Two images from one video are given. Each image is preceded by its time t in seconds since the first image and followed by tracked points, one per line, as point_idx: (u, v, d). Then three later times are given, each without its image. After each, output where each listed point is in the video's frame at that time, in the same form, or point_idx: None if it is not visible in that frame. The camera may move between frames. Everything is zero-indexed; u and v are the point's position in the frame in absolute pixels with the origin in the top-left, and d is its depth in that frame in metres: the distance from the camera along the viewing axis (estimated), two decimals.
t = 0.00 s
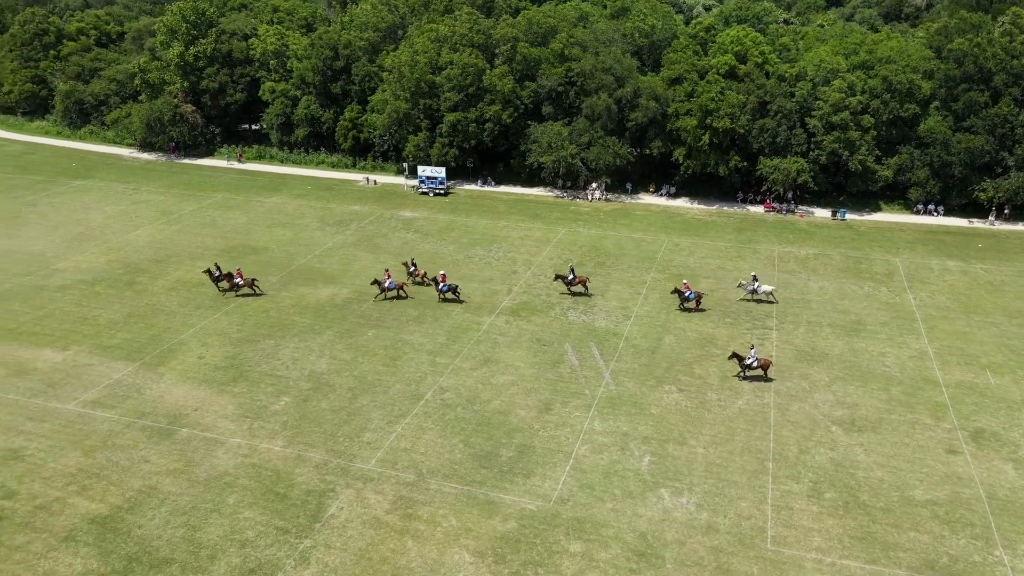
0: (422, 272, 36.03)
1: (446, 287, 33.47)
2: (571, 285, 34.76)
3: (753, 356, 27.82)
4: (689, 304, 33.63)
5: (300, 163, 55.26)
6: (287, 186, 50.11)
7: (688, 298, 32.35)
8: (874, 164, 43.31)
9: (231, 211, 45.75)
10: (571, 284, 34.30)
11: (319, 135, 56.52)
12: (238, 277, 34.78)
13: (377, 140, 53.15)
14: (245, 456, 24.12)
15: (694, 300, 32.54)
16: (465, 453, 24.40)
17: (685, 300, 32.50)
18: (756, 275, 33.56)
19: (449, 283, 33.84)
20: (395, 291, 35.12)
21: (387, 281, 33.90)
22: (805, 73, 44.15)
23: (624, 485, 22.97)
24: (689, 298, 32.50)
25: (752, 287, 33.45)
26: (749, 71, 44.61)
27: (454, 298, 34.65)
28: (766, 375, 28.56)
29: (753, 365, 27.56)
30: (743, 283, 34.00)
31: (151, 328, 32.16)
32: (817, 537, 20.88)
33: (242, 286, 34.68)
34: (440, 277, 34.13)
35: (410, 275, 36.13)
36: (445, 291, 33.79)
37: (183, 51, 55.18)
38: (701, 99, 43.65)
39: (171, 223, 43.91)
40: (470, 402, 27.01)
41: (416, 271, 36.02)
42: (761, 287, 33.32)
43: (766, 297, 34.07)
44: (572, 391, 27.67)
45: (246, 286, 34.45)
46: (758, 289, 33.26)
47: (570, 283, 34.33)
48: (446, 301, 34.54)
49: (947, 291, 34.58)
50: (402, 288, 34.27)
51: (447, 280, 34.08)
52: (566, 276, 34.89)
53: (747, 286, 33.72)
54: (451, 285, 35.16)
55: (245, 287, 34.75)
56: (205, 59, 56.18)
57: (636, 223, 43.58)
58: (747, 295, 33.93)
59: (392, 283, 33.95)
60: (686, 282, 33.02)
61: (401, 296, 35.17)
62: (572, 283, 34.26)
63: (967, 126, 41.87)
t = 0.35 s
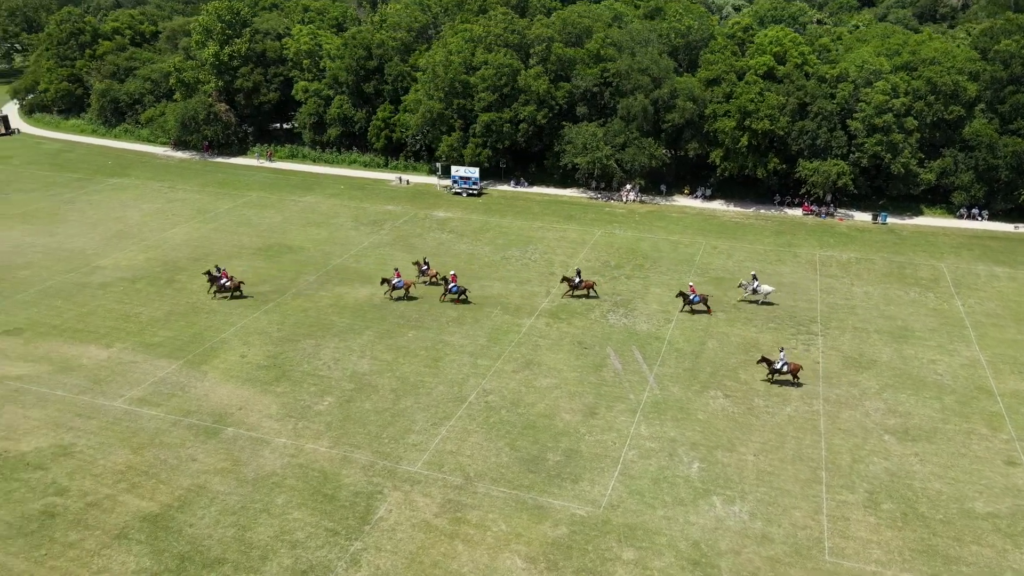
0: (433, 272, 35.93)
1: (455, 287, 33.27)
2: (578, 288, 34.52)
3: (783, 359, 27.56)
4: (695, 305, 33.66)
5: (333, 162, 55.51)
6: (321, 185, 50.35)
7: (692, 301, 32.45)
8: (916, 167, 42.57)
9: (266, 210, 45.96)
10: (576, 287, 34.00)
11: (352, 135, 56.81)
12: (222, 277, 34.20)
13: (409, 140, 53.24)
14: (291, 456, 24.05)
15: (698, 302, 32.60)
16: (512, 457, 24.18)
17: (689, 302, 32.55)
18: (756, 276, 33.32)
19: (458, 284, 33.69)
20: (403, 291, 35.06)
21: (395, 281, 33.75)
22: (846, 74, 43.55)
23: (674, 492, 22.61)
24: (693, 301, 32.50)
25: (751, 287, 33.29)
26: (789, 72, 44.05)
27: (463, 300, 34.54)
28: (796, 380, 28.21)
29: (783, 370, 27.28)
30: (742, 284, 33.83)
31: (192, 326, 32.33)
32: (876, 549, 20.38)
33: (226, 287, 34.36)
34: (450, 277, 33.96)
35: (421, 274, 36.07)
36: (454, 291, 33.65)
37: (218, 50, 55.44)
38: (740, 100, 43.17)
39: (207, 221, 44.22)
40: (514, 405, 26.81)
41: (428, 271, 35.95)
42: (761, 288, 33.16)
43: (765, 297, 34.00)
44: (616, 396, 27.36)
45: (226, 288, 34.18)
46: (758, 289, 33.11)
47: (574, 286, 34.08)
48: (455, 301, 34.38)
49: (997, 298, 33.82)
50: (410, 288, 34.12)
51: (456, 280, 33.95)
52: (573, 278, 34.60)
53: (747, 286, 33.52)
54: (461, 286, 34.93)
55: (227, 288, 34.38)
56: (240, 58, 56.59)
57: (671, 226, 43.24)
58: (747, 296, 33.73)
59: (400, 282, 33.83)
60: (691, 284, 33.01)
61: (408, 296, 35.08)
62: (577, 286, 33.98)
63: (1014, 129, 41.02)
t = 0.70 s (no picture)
0: (449, 271, 35.82)
1: (468, 286, 33.12)
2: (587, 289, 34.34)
3: (817, 364, 27.04)
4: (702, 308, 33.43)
5: (368, 162, 55.99)
6: (357, 185, 50.74)
7: (701, 302, 32.24)
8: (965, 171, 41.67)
9: (304, 209, 46.20)
10: (585, 286, 34.01)
11: (387, 134, 57.16)
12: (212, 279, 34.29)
13: (444, 140, 53.38)
14: (342, 457, 23.93)
15: (706, 304, 32.37)
16: (564, 462, 23.90)
17: (696, 304, 32.33)
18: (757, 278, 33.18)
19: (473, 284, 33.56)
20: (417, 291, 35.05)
21: (407, 280, 33.75)
22: (893, 75, 42.78)
23: (731, 501, 22.13)
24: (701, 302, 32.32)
25: (751, 288, 33.19)
26: (834, 73, 43.36)
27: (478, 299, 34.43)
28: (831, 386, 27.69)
29: (817, 374, 26.74)
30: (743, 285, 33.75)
31: (237, 325, 32.46)
32: (944, 563, 19.78)
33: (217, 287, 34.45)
34: (465, 276, 33.86)
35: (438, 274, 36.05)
36: (467, 291, 33.50)
37: (256, 49, 56.29)
38: (784, 101, 42.56)
39: (247, 221, 44.57)
40: (563, 409, 26.54)
41: (444, 270, 35.91)
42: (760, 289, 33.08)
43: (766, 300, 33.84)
44: (666, 401, 26.96)
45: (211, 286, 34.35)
46: (757, 291, 32.96)
47: (583, 286, 34.12)
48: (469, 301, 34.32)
49: None
50: (423, 288, 34.11)
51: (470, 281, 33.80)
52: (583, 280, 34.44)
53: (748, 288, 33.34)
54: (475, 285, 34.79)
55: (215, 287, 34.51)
56: (277, 57, 57.19)
57: (712, 229, 42.77)
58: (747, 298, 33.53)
59: (412, 282, 33.82)
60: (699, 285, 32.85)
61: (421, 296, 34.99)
62: (586, 285, 33.97)
63: None
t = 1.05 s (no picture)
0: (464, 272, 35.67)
1: (480, 288, 33.08)
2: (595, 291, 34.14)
3: (848, 369, 26.73)
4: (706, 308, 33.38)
5: (397, 161, 56.59)
6: (389, 184, 51.18)
7: (706, 300, 32.08)
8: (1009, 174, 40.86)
9: (336, 209, 46.41)
10: (593, 289, 33.75)
11: (417, 134, 57.51)
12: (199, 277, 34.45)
13: (474, 140, 53.87)
14: (386, 459, 23.80)
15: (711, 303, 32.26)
16: (610, 466, 23.60)
17: (703, 303, 32.19)
18: (752, 279, 33.33)
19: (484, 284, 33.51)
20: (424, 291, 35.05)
21: (416, 281, 33.84)
22: (935, 77, 42.09)
23: (784, 509, 21.70)
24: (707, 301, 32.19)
25: (749, 289, 33.12)
26: (874, 74, 42.76)
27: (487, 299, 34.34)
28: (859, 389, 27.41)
29: (848, 379, 26.47)
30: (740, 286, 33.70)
31: (275, 324, 32.46)
32: None
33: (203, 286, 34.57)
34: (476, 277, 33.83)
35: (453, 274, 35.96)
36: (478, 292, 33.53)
37: (287, 49, 56.84)
38: (823, 102, 42.00)
39: (280, 220, 44.78)
40: (606, 413, 26.27)
41: (459, 271, 35.80)
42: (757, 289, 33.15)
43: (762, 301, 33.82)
44: (710, 406, 26.59)
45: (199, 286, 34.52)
46: (756, 292, 32.85)
47: (591, 288, 33.77)
48: (480, 301, 34.37)
49: None
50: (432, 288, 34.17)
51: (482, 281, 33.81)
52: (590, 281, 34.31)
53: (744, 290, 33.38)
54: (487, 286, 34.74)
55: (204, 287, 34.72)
56: (307, 57, 57.65)
57: (747, 231, 42.33)
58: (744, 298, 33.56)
59: (421, 282, 33.88)
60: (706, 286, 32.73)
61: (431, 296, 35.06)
62: (593, 288, 33.69)
63: None
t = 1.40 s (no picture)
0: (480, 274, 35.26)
1: (492, 288, 33.00)
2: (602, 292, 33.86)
3: (880, 373, 26.36)
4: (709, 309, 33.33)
5: (424, 162, 56.51)
6: (419, 184, 51.33)
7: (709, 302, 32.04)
8: None
9: (366, 209, 46.49)
10: (601, 291, 33.40)
11: (444, 134, 57.72)
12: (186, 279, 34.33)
13: (503, 140, 53.90)
14: (432, 462, 23.62)
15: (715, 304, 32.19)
16: (658, 472, 23.25)
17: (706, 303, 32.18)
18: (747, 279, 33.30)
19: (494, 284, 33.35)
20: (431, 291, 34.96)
21: (424, 279, 33.77)
22: (975, 78, 41.50)
23: (839, 518, 21.27)
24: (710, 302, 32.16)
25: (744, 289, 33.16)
26: (912, 76, 42.23)
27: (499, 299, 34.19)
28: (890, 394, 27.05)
29: (881, 384, 26.10)
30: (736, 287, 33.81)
31: (313, 324, 32.38)
32: None
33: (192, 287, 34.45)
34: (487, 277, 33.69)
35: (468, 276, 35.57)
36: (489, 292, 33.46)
37: (316, 49, 57.58)
38: (861, 104, 41.47)
39: (311, 220, 44.82)
40: (651, 418, 25.95)
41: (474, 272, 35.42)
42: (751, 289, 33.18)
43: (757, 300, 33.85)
44: (757, 410, 26.23)
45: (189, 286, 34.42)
46: (751, 292, 32.90)
47: (599, 290, 33.51)
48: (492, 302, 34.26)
49: None
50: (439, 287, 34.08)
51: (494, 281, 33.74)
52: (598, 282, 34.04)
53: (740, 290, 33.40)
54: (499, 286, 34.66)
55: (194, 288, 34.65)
56: (336, 57, 58.36)
57: (783, 234, 41.86)
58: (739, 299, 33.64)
59: (428, 281, 33.75)
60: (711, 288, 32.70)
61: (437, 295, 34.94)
62: (602, 290, 33.37)
63: None
